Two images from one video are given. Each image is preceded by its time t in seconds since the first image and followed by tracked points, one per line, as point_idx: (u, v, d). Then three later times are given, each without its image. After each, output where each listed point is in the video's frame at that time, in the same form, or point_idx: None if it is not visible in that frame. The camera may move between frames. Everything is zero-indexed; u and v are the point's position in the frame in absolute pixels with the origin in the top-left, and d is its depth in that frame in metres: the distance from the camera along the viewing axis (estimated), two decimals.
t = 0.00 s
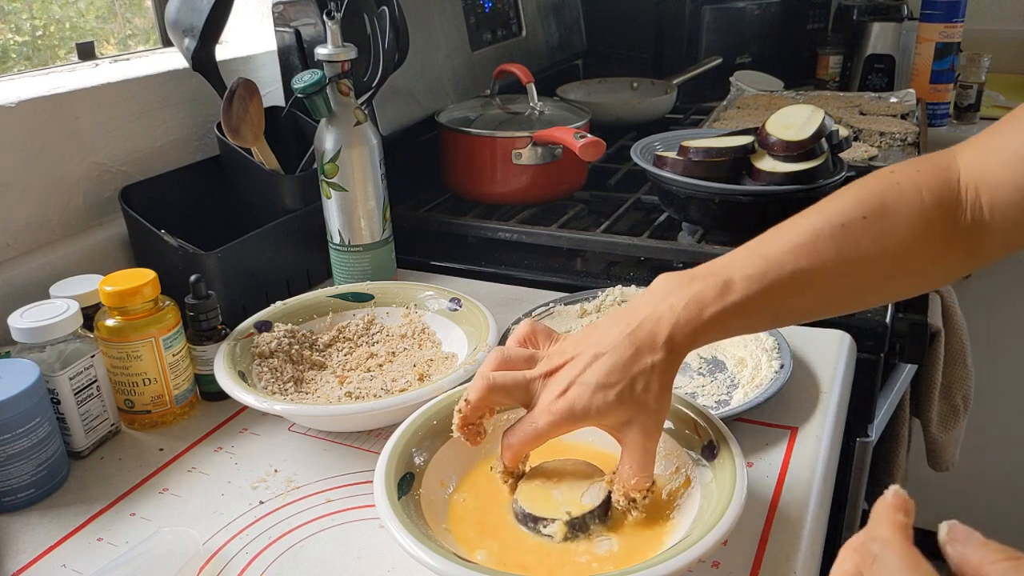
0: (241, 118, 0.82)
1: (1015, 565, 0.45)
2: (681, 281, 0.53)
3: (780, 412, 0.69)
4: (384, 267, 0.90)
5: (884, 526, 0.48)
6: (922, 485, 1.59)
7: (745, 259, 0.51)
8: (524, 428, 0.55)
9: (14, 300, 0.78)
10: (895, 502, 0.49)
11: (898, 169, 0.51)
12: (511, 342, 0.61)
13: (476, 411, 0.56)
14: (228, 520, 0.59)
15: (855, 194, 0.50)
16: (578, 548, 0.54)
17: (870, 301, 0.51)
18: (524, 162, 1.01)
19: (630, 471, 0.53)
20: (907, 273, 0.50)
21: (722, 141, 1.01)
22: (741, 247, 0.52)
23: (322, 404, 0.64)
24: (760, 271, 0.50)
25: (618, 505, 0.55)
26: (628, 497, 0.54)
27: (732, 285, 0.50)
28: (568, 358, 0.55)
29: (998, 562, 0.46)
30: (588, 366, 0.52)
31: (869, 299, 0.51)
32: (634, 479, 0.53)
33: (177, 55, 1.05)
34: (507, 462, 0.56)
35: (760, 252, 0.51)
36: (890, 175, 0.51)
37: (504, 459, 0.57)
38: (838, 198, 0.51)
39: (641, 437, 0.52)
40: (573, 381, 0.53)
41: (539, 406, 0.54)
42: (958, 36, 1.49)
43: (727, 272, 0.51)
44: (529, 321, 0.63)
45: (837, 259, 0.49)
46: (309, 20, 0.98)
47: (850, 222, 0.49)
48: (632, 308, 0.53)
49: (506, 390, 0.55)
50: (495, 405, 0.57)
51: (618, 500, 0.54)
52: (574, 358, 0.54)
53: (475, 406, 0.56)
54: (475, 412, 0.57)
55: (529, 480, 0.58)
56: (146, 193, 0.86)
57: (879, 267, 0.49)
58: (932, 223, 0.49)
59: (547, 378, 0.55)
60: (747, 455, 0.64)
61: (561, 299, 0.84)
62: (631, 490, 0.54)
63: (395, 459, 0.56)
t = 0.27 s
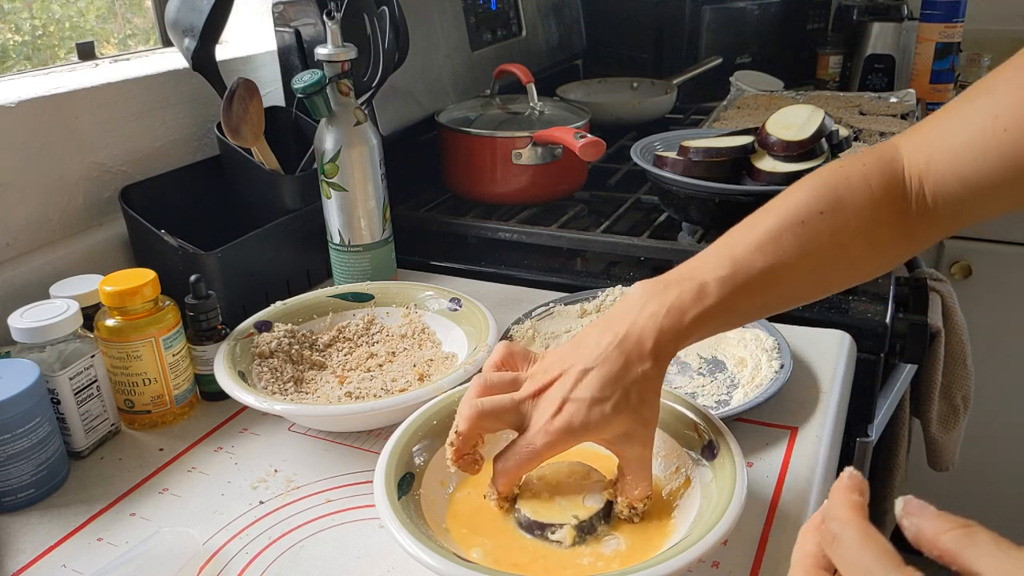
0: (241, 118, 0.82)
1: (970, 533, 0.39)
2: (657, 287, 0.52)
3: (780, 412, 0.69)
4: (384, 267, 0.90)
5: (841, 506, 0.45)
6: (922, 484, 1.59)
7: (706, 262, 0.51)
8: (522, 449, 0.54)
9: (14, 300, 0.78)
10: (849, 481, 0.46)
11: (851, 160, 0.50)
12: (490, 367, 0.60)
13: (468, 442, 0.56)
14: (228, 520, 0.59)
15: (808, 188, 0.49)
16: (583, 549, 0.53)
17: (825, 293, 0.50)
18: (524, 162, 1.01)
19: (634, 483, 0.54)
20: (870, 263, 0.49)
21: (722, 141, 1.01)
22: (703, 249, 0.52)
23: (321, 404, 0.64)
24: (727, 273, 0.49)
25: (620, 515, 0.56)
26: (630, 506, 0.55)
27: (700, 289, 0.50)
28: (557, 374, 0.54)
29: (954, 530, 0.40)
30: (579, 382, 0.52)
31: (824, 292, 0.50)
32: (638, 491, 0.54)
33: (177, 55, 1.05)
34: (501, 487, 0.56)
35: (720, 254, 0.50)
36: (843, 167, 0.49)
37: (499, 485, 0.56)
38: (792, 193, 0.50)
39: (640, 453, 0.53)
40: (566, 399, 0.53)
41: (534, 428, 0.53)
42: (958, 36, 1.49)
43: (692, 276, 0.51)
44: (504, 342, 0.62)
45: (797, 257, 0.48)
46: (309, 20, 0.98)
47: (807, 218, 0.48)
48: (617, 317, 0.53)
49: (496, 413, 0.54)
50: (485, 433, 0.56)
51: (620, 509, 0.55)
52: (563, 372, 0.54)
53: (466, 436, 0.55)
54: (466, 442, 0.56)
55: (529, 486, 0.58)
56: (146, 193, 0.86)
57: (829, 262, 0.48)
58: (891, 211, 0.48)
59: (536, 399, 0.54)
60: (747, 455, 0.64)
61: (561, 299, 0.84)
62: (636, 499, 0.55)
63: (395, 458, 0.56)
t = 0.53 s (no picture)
0: (241, 118, 0.82)
1: (944, 525, 0.37)
2: (643, 249, 0.55)
3: (780, 412, 0.69)
4: (384, 267, 0.90)
5: (813, 504, 0.42)
6: (922, 485, 1.59)
7: (698, 227, 0.54)
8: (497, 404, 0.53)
9: (14, 300, 0.78)
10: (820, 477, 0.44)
11: (839, 150, 0.54)
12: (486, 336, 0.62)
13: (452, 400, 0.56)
14: (228, 520, 0.59)
15: (797, 170, 0.54)
16: (589, 548, 0.53)
17: (813, 271, 0.54)
18: (524, 162, 1.01)
19: (601, 433, 0.50)
20: (851, 244, 0.53)
21: (722, 141, 1.01)
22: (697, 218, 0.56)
23: (322, 404, 0.64)
24: (713, 234, 0.53)
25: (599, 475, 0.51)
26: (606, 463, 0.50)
27: (686, 249, 0.53)
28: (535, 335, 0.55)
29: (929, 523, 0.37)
30: (555, 335, 0.53)
31: (812, 270, 0.54)
32: (607, 440, 0.50)
33: (176, 55, 1.05)
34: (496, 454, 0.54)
35: (711, 220, 0.54)
36: (831, 155, 0.54)
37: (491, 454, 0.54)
38: (783, 175, 0.54)
39: (613, 399, 0.50)
40: (542, 351, 0.53)
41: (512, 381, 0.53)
42: (959, 36, 1.49)
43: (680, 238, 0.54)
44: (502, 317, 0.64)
45: (784, 229, 0.52)
46: (309, 20, 0.98)
47: (795, 193, 0.52)
48: (597, 279, 0.55)
49: (481, 374, 0.55)
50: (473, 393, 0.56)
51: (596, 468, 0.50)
52: (541, 333, 0.54)
53: (451, 393, 0.56)
54: (451, 401, 0.56)
55: (527, 484, 0.58)
56: (146, 193, 0.86)
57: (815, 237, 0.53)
58: (874, 197, 0.52)
59: (517, 356, 0.55)
60: (746, 455, 0.64)
61: (561, 299, 0.84)
62: (605, 450, 0.50)
63: (395, 458, 0.56)
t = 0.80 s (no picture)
0: (241, 118, 0.82)
1: (924, 527, 0.37)
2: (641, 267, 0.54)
3: (780, 412, 0.69)
4: (384, 267, 0.90)
5: (794, 508, 0.42)
6: (922, 485, 1.59)
7: (692, 244, 0.54)
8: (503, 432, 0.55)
9: (14, 300, 0.78)
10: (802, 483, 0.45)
11: (830, 161, 0.54)
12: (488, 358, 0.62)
13: (456, 428, 0.58)
14: (228, 520, 0.59)
15: (790, 183, 0.53)
16: (587, 546, 0.53)
17: (809, 284, 0.53)
18: (524, 162, 1.01)
19: (614, 459, 0.54)
20: (847, 255, 0.52)
21: (722, 141, 1.01)
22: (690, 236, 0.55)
23: (322, 404, 0.64)
24: (707, 251, 0.53)
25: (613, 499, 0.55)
26: (618, 487, 0.54)
27: (680, 266, 0.53)
28: (536, 359, 0.56)
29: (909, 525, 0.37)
30: (555, 361, 0.54)
31: (809, 283, 0.53)
32: (619, 467, 0.54)
33: (176, 55, 1.05)
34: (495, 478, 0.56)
35: (705, 236, 0.53)
36: (823, 166, 0.53)
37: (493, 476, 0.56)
38: (776, 187, 0.54)
39: (618, 426, 0.53)
40: (542, 377, 0.54)
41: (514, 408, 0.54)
42: (959, 36, 1.50)
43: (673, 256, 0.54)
44: (503, 337, 0.64)
45: (780, 242, 0.52)
46: (309, 20, 0.98)
47: (789, 207, 0.52)
48: (597, 302, 0.55)
49: (482, 401, 0.57)
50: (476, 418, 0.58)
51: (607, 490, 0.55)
52: (541, 359, 0.55)
53: (454, 422, 0.58)
54: (456, 429, 0.58)
55: (531, 481, 0.58)
56: (146, 193, 0.86)
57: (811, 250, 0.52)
58: (868, 208, 0.52)
59: (518, 381, 0.56)
60: (746, 455, 0.64)
61: (561, 299, 0.84)
62: (617, 477, 0.54)
63: (395, 458, 0.56)
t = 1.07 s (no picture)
0: (241, 118, 0.82)
1: (915, 531, 0.37)
2: (627, 275, 0.55)
3: (780, 412, 0.69)
4: (384, 267, 0.90)
5: (784, 512, 0.43)
6: (922, 485, 1.59)
7: (678, 246, 0.53)
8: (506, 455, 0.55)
9: (14, 300, 0.78)
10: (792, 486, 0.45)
11: (812, 148, 0.52)
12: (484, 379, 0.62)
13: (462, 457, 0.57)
14: (228, 520, 0.59)
15: (772, 174, 0.52)
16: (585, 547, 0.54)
17: (794, 275, 0.52)
18: (524, 162, 1.01)
19: (631, 469, 0.54)
20: (832, 244, 0.51)
21: (721, 141, 1.01)
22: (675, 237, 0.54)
23: (321, 405, 0.64)
24: (694, 252, 0.52)
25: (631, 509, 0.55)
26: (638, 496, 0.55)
27: (667, 270, 0.52)
28: (532, 381, 0.56)
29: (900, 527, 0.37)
30: (551, 382, 0.54)
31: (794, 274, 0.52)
32: (636, 477, 0.54)
33: (176, 55, 1.05)
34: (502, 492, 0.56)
35: (690, 238, 0.53)
36: (804, 154, 0.52)
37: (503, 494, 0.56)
38: (758, 178, 0.52)
39: (624, 437, 0.54)
40: (540, 400, 0.54)
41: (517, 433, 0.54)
42: (958, 35, 1.50)
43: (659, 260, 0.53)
44: (497, 356, 0.64)
45: (764, 237, 0.51)
46: (309, 20, 0.98)
47: (771, 201, 0.51)
48: (583, 318, 0.55)
49: (483, 426, 0.56)
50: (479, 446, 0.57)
51: (628, 500, 0.55)
52: (536, 378, 0.56)
53: (459, 451, 0.57)
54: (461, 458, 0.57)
55: (552, 475, 0.57)
56: (146, 193, 0.86)
57: (795, 243, 0.51)
58: (852, 195, 0.50)
59: (517, 404, 0.56)
60: (746, 455, 0.64)
61: (561, 299, 0.84)
62: (637, 487, 0.54)
63: (395, 458, 0.56)
